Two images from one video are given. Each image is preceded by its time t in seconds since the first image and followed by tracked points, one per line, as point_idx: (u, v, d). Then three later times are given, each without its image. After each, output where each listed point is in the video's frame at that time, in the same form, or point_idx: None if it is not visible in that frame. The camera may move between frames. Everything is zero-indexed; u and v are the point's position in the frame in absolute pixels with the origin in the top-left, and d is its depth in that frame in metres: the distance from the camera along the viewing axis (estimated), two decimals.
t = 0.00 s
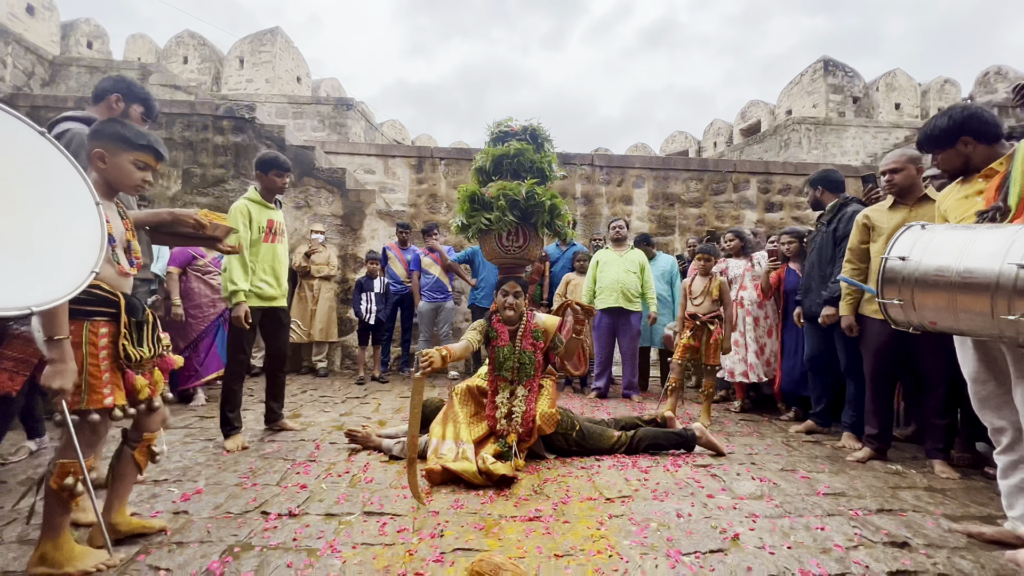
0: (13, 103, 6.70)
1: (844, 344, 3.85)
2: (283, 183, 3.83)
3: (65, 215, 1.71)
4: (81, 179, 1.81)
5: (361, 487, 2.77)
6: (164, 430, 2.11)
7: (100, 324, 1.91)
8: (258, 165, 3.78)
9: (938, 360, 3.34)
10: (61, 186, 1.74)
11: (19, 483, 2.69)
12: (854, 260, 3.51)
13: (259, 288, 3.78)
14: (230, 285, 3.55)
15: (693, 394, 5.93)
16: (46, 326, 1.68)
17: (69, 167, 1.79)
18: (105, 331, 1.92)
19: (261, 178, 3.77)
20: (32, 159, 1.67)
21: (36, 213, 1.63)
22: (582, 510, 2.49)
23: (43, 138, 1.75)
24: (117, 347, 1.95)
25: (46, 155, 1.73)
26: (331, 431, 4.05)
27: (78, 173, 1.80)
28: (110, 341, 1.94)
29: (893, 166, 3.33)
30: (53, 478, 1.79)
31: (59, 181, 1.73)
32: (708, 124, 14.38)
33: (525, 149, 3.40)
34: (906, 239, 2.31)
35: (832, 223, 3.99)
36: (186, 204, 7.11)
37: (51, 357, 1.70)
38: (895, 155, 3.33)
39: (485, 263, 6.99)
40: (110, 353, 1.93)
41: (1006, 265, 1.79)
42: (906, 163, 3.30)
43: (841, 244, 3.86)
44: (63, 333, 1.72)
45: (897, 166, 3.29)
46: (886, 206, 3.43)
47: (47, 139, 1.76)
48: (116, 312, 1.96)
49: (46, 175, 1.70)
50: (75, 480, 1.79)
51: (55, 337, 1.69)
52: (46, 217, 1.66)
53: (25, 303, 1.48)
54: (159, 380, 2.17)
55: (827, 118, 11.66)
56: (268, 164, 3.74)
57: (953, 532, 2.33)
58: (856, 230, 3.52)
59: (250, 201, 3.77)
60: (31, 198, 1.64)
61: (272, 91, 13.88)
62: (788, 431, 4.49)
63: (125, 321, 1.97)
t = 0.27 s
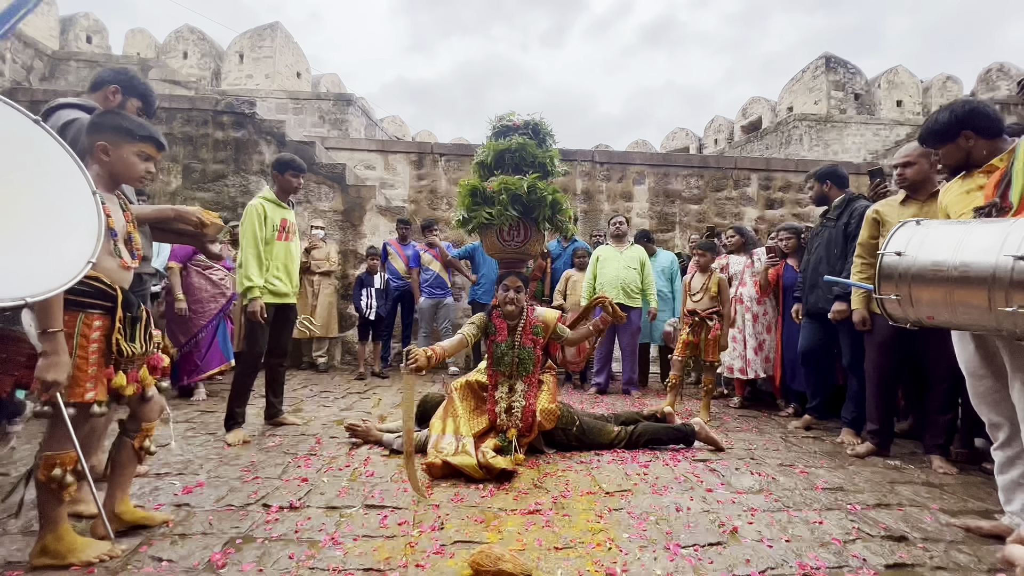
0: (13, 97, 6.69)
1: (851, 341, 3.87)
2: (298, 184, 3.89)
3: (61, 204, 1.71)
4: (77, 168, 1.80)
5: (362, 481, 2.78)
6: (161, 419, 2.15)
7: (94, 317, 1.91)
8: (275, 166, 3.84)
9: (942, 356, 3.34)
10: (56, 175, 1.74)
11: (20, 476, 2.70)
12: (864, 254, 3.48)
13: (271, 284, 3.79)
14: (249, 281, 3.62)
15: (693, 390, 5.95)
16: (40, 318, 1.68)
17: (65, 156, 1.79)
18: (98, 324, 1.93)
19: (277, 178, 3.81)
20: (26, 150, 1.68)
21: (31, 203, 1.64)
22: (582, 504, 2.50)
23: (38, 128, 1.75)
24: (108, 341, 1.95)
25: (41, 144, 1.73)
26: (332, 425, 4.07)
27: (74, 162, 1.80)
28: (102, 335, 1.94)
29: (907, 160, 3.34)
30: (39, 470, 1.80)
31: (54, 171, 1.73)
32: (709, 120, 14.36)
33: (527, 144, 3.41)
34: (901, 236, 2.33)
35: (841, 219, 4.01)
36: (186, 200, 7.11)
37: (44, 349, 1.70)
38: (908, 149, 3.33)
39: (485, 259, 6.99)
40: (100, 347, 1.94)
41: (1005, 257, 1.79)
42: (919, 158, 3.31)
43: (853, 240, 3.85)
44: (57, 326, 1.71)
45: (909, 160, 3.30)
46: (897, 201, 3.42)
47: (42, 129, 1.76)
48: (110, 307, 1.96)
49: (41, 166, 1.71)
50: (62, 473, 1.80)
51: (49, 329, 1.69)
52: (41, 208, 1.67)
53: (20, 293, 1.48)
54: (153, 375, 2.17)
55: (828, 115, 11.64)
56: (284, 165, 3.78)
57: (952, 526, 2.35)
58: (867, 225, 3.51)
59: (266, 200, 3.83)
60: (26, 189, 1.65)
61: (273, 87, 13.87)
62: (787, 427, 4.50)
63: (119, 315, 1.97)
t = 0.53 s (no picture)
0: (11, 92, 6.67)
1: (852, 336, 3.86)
2: (307, 182, 3.91)
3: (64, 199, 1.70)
4: (81, 163, 1.79)
5: (364, 475, 2.78)
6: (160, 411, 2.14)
7: (98, 310, 1.91)
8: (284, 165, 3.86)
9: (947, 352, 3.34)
10: (59, 170, 1.72)
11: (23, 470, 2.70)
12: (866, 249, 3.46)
13: (282, 279, 3.79)
14: (268, 282, 3.69)
15: (694, 386, 5.95)
16: (39, 315, 1.68)
17: (68, 151, 1.78)
18: (103, 317, 1.92)
19: (286, 176, 3.84)
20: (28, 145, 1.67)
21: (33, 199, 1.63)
22: (585, 498, 2.50)
23: (40, 122, 1.75)
24: (113, 334, 1.95)
25: (44, 139, 1.72)
26: (334, 420, 4.07)
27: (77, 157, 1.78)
28: (107, 328, 1.94)
29: (908, 151, 3.33)
30: (45, 464, 1.81)
31: (56, 165, 1.72)
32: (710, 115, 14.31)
33: (530, 137, 3.40)
34: (907, 224, 2.32)
35: (843, 213, 3.98)
36: (186, 195, 7.10)
37: (42, 345, 1.70)
38: (909, 141, 3.32)
39: (487, 254, 6.98)
40: (105, 341, 1.93)
41: (1000, 251, 1.78)
42: (919, 150, 3.29)
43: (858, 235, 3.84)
44: (56, 322, 1.71)
45: (910, 152, 3.29)
46: (900, 194, 3.41)
47: (43, 122, 1.75)
48: (114, 299, 1.96)
49: (44, 161, 1.70)
50: (68, 466, 1.82)
51: (48, 325, 1.69)
52: (43, 203, 1.66)
53: (22, 289, 1.47)
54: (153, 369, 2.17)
55: (831, 110, 11.59)
56: (293, 163, 3.80)
57: (954, 520, 2.35)
58: (870, 219, 3.50)
59: (275, 197, 3.84)
60: (27, 185, 1.64)
61: (272, 82, 13.82)
62: (789, 422, 4.50)
63: (122, 309, 1.97)
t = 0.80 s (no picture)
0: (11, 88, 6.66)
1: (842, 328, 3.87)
2: (308, 181, 3.90)
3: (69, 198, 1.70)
4: (84, 162, 1.79)
5: (365, 471, 2.79)
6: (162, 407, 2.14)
7: (94, 306, 1.90)
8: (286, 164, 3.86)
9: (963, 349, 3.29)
10: (65, 168, 1.73)
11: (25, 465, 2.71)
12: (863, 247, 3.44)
13: (282, 276, 3.80)
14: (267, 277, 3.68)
15: (694, 382, 5.96)
16: (34, 310, 1.68)
17: (73, 150, 1.78)
18: (99, 313, 1.92)
19: (287, 174, 3.83)
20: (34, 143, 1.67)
21: (38, 197, 1.64)
22: (585, 493, 2.51)
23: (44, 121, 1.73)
24: (110, 330, 1.95)
25: (49, 137, 1.72)
26: (335, 416, 4.09)
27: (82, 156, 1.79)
28: (103, 323, 1.94)
29: (896, 151, 3.35)
30: (52, 460, 1.81)
31: (62, 164, 1.73)
32: (711, 111, 14.28)
33: (531, 134, 3.40)
34: (906, 220, 2.34)
35: (838, 209, 3.98)
36: (186, 191, 7.10)
37: (38, 340, 1.70)
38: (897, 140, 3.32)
39: (487, 251, 6.98)
40: (103, 337, 1.93)
41: (996, 246, 1.78)
42: (908, 149, 3.31)
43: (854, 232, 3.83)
44: (52, 318, 1.72)
45: (899, 151, 3.31)
46: (891, 194, 3.41)
47: (47, 122, 1.74)
48: (110, 295, 1.95)
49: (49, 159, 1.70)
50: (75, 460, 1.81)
51: (44, 321, 1.70)
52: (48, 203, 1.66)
53: (26, 288, 1.50)
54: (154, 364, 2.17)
55: (832, 105, 11.55)
56: (293, 162, 3.81)
57: (953, 515, 2.35)
58: (863, 218, 3.50)
59: (276, 195, 3.84)
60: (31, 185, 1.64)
61: (272, 78, 13.79)
62: (789, 418, 4.51)
63: (119, 305, 1.97)
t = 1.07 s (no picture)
0: (10, 86, 6.66)
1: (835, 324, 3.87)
2: (305, 179, 3.89)
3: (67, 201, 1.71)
4: (82, 166, 1.81)
5: (365, 466, 2.80)
6: (164, 403, 2.14)
7: (85, 302, 1.91)
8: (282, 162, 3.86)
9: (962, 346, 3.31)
10: (62, 172, 1.73)
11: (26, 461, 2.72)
12: (866, 243, 3.46)
13: (281, 273, 3.81)
14: (263, 274, 3.69)
15: (694, 377, 5.97)
16: (32, 309, 1.69)
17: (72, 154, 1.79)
18: (90, 309, 1.93)
19: (286, 171, 3.84)
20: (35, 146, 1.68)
21: (37, 200, 1.64)
22: (584, 488, 2.53)
23: (46, 125, 1.75)
24: (101, 325, 1.95)
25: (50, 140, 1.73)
26: (335, 412, 4.10)
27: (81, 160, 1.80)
28: (94, 320, 1.94)
29: (902, 144, 3.35)
30: (45, 455, 1.82)
31: (61, 167, 1.74)
32: (711, 106, 14.25)
33: (531, 129, 3.39)
34: (915, 209, 2.30)
35: (835, 205, 3.97)
36: (186, 188, 7.10)
37: (37, 339, 1.72)
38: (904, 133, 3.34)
39: (487, 247, 6.97)
40: (94, 333, 1.94)
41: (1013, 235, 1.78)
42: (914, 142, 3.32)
43: (853, 228, 3.84)
44: (49, 317, 1.73)
45: (904, 144, 3.31)
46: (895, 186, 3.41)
47: (50, 127, 1.76)
48: (102, 291, 1.96)
49: (49, 162, 1.70)
50: (69, 457, 1.83)
51: (41, 320, 1.71)
52: (46, 206, 1.66)
53: (22, 289, 1.48)
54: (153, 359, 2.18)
55: (833, 100, 11.52)
56: (290, 159, 3.81)
57: (950, 509, 2.37)
58: (867, 212, 3.50)
59: (275, 192, 3.84)
60: (31, 187, 1.64)
61: (270, 74, 13.76)
62: (788, 413, 4.52)
63: (110, 300, 1.97)
